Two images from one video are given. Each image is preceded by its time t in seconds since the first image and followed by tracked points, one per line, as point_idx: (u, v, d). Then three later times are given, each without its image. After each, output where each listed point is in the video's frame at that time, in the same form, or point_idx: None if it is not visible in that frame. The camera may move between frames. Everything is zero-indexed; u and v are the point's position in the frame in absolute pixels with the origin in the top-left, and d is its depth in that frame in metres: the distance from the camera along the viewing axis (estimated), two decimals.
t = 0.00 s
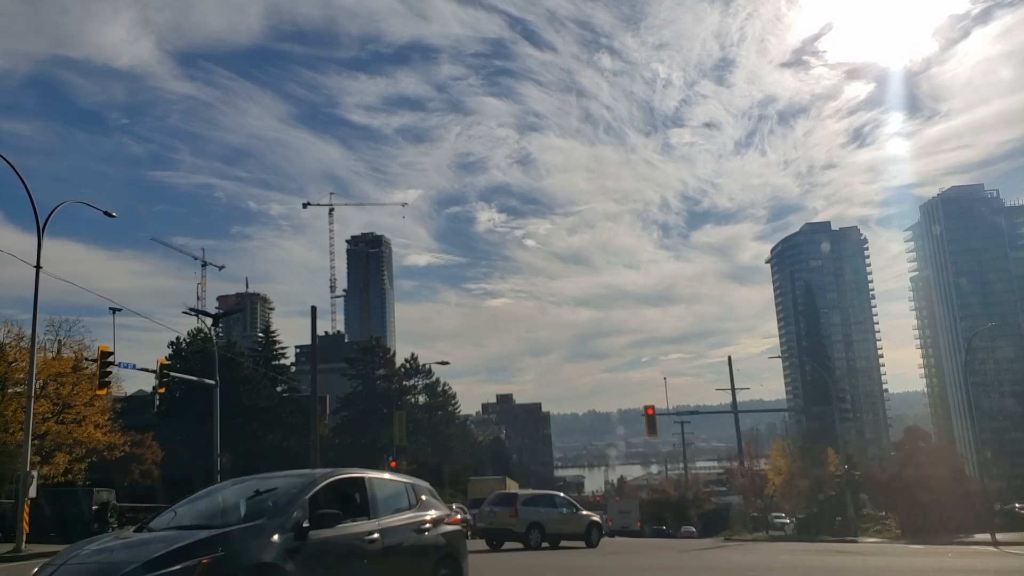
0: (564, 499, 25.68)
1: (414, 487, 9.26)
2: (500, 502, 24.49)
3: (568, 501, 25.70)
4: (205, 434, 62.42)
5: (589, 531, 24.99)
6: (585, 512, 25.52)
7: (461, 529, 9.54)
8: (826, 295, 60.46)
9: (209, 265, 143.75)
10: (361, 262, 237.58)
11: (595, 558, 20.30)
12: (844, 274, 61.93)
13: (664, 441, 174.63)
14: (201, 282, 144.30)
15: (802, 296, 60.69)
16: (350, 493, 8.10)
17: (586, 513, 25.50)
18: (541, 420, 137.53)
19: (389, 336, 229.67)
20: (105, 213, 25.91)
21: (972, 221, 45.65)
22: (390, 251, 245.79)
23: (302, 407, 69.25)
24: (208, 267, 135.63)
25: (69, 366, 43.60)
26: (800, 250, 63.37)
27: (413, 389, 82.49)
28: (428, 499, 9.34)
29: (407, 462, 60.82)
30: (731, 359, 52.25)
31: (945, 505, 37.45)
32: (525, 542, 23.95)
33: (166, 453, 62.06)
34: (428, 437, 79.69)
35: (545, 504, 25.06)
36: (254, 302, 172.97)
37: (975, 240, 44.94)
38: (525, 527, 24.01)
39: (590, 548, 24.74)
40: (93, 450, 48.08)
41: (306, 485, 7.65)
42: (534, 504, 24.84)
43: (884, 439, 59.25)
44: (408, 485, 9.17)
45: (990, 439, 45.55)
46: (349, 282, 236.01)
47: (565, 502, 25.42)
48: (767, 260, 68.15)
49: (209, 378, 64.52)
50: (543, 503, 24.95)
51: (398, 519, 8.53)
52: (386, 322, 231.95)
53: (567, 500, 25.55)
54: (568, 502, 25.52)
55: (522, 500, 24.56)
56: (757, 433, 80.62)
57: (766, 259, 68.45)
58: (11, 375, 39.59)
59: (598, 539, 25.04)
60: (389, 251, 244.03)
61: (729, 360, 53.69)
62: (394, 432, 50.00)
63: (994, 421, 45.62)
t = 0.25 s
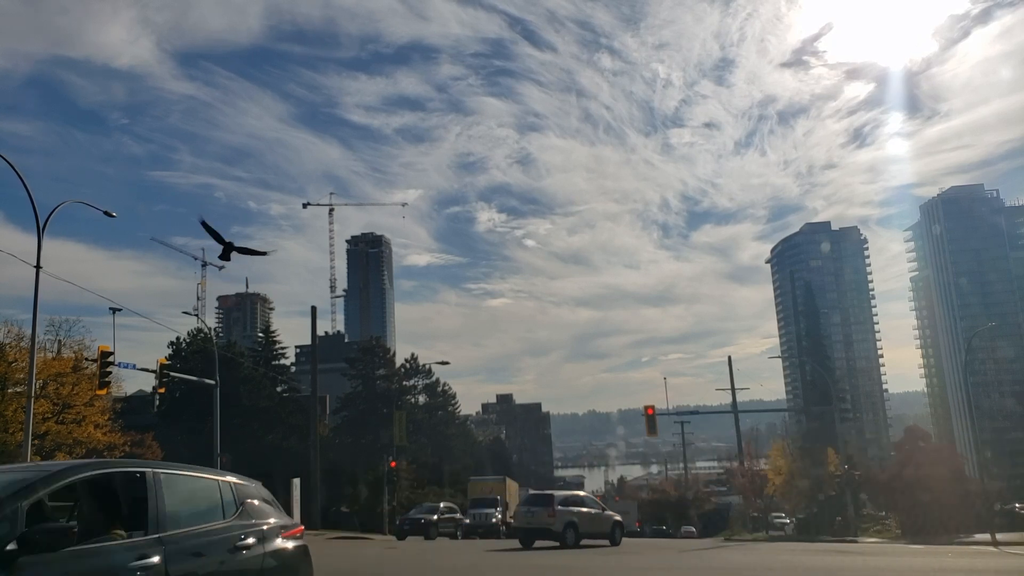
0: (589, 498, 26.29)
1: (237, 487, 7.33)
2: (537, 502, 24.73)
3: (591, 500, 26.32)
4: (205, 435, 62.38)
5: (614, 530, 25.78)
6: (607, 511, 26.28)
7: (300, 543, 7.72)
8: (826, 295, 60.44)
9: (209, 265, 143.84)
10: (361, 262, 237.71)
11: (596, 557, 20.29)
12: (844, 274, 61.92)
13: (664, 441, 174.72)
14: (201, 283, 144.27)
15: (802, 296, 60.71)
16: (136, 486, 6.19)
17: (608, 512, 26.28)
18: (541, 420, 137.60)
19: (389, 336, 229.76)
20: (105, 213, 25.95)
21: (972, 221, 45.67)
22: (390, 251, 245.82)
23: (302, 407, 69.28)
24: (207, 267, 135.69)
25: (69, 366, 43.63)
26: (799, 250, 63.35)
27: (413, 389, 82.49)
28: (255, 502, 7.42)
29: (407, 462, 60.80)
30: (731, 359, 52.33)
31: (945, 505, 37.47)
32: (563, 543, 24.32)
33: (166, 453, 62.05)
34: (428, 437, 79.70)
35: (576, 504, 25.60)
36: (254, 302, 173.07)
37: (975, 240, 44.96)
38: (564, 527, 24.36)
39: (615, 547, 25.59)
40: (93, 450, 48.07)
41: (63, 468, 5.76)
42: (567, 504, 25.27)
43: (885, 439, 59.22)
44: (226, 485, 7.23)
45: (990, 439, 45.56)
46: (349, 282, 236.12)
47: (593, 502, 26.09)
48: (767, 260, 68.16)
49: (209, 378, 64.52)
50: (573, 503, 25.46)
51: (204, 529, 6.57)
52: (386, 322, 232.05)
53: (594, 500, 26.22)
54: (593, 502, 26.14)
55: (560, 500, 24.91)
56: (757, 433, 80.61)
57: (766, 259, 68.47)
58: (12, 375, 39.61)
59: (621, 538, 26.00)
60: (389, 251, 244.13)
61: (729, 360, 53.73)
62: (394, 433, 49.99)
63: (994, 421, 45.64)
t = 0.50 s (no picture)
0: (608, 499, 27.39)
1: None
2: (565, 502, 25.59)
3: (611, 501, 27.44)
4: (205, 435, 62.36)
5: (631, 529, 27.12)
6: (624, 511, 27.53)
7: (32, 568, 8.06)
8: (826, 295, 60.43)
9: (209, 265, 143.90)
10: (361, 262, 237.78)
11: (597, 557, 20.28)
12: (844, 274, 61.91)
13: (664, 441, 174.71)
14: (201, 283, 144.31)
15: (802, 297, 60.72)
16: None
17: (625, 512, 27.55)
18: (541, 420, 137.60)
19: (388, 335, 229.84)
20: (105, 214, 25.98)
21: (972, 221, 45.69)
22: (390, 251, 245.73)
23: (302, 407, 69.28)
24: (207, 267, 135.64)
25: (69, 366, 43.62)
26: (800, 250, 63.34)
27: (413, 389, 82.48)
28: None
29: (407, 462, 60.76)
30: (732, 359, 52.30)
31: (945, 505, 37.48)
32: (590, 542, 25.26)
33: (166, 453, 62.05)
34: (428, 437, 79.70)
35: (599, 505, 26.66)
36: (254, 302, 172.98)
37: (975, 240, 44.99)
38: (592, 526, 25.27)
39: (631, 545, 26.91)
40: (93, 449, 48.04)
41: None
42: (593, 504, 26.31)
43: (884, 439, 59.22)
44: None
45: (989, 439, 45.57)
46: (349, 282, 236.18)
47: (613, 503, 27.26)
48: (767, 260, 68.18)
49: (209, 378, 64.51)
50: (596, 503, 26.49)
51: None
52: (386, 322, 232.08)
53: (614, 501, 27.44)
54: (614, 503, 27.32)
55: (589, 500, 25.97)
56: (757, 433, 80.61)
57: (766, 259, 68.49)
58: (11, 375, 39.60)
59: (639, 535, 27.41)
60: (389, 251, 244.21)
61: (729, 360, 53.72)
62: (394, 432, 49.99)
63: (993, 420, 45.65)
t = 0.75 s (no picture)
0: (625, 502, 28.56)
1: None
2: (590, 503, 26.28)
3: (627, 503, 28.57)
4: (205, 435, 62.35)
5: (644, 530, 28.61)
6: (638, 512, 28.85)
7: None
8: (826, 295, 60.45)
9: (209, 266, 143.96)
10: (361, 262, 237.88)
11: (598, 556, 20.27)
12: (844, 274, 61.89)
13: (664, 441, 174.72)
14: (201, 283, 144.40)
15: (802, 297, 60.73)
16: None
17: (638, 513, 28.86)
18: (541, 420, 137.64)
19: (388, 335, 229.88)
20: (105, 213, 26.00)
21: (973, 221, 45.70)
22: (390, 251, 245.67)
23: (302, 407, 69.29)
24: (208, 267, 135.81)
25: (69, 366, 43.62)
26: (800, 250, 63.32)
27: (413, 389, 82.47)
28: None
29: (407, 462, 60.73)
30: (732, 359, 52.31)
31: (945, 505, 37.46)
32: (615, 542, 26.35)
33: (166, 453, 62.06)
34: (428, 437, 79.65)
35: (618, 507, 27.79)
36: (254, 302, 172.96)
37: (975, 240, 45.00)
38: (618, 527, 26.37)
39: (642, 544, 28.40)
40: (93, 449, 48.04)
41: None
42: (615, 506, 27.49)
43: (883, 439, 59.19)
44: None
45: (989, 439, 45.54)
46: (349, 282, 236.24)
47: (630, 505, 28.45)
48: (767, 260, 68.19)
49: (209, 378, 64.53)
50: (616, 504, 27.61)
51: None
52: (386, 322, 232.15)
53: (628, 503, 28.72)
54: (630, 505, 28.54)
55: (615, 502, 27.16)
56: (757, 433, 80.63)
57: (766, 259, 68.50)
58: (11, 375, 39.62)
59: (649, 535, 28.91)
60: (390, 251, 244.34)
61: (729, 360, 53.73)
62: (394, 432, 49.96)
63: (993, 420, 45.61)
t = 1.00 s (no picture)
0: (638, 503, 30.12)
1: None
2: (608, 503, 27.71)
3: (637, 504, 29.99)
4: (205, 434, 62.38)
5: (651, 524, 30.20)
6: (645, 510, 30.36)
7: None
8: (826, 295, 60.39)
9: (209, 265, 143.92)
10: (361, 262, 237.98)
11: (596, 556, 20.33)
12: (844, 274, 61.83)
13: (665, 441, 174.78)
14: (201, 283, 144.28)
15: (802, 297, 60.71)
16: None
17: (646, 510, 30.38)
18: (541, 420, 137.63)
19: (388, 335, 229.92)
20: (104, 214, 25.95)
21: (972, 221, 45.73)
22: (390, 251, 245.53)
23: (303, 407, 69.35)
24: (207, 266, 136.08)
25: (69, 366, 43.62)
26: (800, 250, 63.30)
27: (414, 389, 82.47)
28: None
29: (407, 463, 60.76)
30: (732, 358, 52.15)
31: (944, 505, 37.48)
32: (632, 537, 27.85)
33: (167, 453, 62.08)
34: (428, 437, 79.65)
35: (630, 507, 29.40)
36: (254, 302, 172.92)
37: (974, 240, 45.02)
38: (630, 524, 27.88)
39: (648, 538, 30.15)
40: (93, 449, 48.02)
41: None
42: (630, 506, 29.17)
43: (884, 440, 59.85)
44: None
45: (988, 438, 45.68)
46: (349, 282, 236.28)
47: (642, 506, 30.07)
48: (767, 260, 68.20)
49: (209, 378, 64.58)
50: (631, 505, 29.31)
51: None
52: (386, 322, 232.27)
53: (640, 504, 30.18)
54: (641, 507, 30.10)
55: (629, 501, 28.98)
56: (757, 433, 80.70)
57: (766, 258, 68.50)
58: (11, 376, 39.64)
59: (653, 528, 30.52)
60: (389, 251, 244.43)
61: (729, 360, 53.62)
62: (393, 433, 49.96)
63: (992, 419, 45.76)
